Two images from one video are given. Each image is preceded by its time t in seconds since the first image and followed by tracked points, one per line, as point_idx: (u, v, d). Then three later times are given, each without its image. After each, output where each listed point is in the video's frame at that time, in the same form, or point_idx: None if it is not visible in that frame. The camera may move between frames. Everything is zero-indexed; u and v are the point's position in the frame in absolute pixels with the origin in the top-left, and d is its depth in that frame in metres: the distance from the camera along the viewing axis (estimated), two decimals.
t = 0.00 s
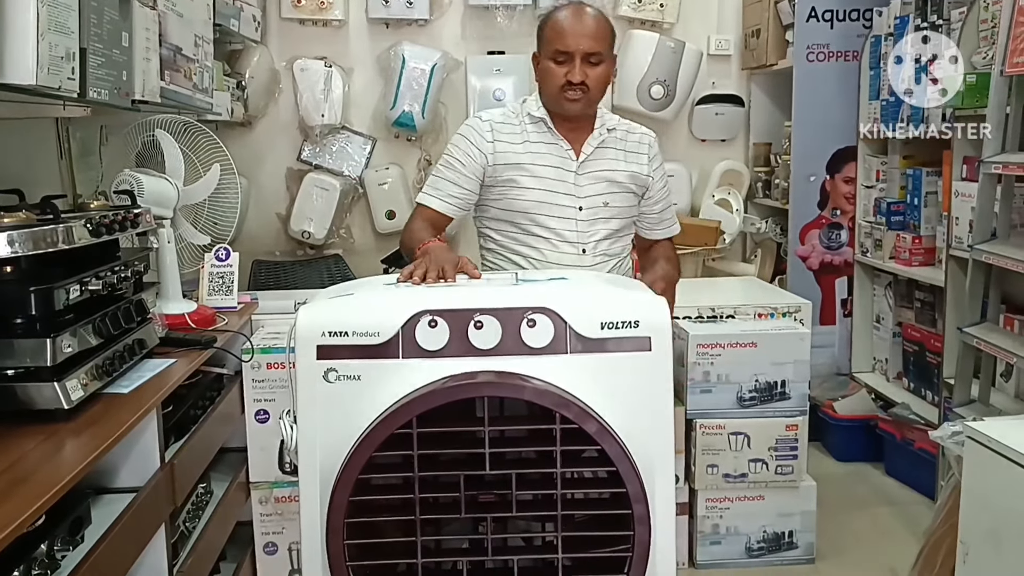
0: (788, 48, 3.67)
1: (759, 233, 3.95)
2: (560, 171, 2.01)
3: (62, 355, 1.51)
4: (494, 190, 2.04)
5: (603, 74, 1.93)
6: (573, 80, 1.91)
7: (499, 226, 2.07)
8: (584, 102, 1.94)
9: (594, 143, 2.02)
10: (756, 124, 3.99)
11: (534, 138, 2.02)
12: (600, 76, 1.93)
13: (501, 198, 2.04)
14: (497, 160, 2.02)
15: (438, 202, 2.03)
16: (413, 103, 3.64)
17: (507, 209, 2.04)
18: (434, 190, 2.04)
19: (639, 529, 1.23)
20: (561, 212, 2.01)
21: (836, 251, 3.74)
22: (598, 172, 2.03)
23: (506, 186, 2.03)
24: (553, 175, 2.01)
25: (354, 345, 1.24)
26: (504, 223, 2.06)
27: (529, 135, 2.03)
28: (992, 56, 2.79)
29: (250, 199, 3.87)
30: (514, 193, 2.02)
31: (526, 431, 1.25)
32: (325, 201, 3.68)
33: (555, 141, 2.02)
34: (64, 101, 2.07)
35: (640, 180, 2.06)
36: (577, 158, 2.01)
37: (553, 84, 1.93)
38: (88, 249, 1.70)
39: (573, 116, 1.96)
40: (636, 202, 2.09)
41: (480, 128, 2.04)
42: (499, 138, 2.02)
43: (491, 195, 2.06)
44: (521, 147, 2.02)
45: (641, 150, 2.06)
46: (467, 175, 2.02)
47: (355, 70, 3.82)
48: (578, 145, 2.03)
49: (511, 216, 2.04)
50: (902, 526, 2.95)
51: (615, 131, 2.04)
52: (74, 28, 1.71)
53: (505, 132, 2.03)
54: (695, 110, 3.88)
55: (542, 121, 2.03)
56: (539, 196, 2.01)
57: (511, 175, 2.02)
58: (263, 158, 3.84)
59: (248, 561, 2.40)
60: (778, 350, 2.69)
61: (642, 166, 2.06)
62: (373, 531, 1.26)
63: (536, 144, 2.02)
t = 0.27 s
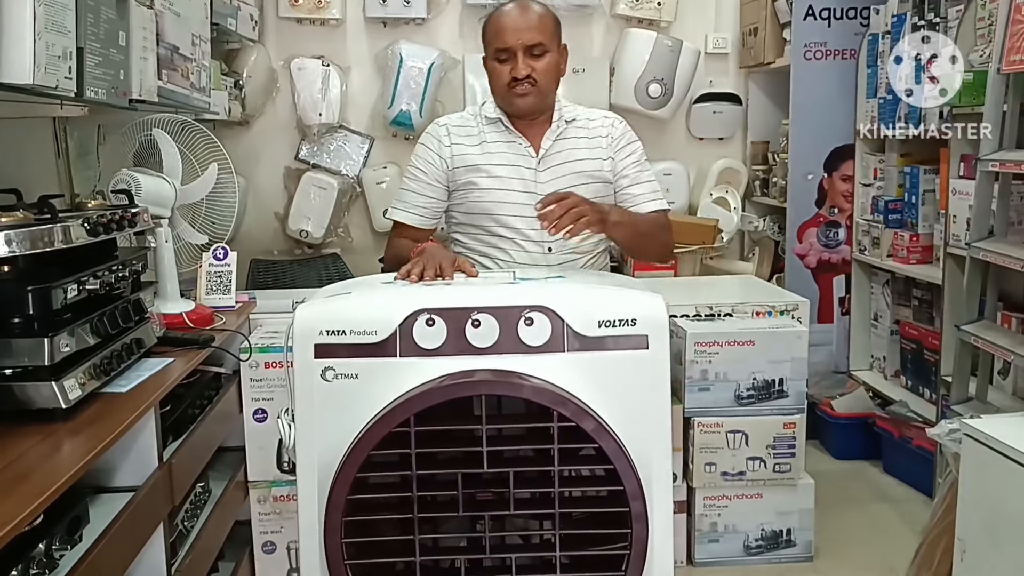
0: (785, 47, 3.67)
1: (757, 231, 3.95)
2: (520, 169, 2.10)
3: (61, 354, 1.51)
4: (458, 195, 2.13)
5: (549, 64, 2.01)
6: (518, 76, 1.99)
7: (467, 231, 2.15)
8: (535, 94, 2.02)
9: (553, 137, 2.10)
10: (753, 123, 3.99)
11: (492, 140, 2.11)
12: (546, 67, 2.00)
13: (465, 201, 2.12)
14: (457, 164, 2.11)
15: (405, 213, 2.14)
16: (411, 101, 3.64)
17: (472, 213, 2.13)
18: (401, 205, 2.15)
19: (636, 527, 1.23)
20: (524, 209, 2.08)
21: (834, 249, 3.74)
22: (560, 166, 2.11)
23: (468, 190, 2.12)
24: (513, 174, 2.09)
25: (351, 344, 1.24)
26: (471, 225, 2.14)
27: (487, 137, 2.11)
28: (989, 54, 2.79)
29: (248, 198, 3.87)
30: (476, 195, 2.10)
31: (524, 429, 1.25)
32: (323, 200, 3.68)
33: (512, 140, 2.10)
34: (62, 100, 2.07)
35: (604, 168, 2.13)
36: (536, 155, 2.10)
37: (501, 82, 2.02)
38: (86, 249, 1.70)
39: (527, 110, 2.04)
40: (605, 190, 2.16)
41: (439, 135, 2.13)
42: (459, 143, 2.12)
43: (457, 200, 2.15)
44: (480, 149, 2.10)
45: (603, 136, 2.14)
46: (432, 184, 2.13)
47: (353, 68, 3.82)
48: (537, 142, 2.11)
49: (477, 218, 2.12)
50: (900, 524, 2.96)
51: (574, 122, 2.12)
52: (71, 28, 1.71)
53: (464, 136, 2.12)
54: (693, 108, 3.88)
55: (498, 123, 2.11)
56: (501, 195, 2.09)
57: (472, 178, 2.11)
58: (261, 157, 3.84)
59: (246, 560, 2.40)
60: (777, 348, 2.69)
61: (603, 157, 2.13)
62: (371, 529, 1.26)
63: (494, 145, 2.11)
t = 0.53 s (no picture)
0: (782, 46, 3.68)
1: (754, 230, 3.96)
2: (484, 176, 2.15)
3: (59, 354, 1.51)
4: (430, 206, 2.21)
5: (495, 74, 2.04)
6: (465, 91, 2.05)
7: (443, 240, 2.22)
8: (486, 105, 2.06)
9: (515, 141, 2.14)
10: (751, 122, 4.00)
11: (457, 151, 2.17)
12: (493, 77, 2.04)
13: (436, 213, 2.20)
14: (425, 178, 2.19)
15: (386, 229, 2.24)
16: (409, 101, 3.64)
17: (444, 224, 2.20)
18: (385, 223, 2.25)
19: (635, 526, 1.23)
20: (488, 216, 2.14)
21: (832, 247, 3.75)
22: (523, 169, 2.13)
23: (437, 202, 2.19)
24: (476, 181, 2.15)
25: (349, 344, 1.24)
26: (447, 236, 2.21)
27: (449, 148, 2.18)
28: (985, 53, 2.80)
29: (246, 198, 3.87)
30: (444, 206, 2.17)
31: (522, 429, 1.25)
32: (321, 200, 3.68)
33: (474, 149, 2.16)
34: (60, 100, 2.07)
35: (570, 169, 2.12)
36: (499, 160, 2.14)
37: (453, 99, 2.08)
38: (83, 250, 1.70)
39: (482, 121, 2.09)
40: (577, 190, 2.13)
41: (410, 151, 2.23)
42: (425, 157, 2.20)
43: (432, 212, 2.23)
44: (445, 161, 2.17)
45: (570, 135, 2.14)
46: (406, 198, 2.22)
47: (351, 68, 3.82)
48: (502, 147, 2.16)
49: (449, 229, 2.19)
50: (898, 522, 2.96)
51: (538, 123, 2.14)
52: (69, 28, 1.72)
53: (430, 149, 2.20)
54: (691, 107, 3.89)
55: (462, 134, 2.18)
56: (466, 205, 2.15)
57: (440, 191, 2.18)
58: (259, 157, 3.84)
59: (245, 559, 2.40)
60: (775, 346, 2.69)
61: (569, 157, 2.13)
62: (369, 529, 1.26)
63: (459, 156, 2.17)
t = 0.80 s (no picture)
0: (780, 45, 3.68)
1: (752, 229, 3.97)
2: (469, 177, 2.13)
3: (58, 354, 1.51)
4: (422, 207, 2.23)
5: (474, 72, 2.00)
6: (443, 92, 2.01)
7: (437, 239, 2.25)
8: (467, 104, 2.03)
9: (499, 141, 2.10)
10: (749, 121, 4.00)
11: (444, 152, 2.16)
12: (472, 75, 2.00)
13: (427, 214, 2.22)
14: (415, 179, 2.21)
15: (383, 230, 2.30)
16: (407, 101, 3.65)
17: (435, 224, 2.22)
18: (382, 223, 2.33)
19: (634, 524, 1.24)
20: (473, 218, 2.13)
21: (830, 246, 3.75)
22: (507, 168, 2.09)
23: (427, 202, 2.21)
24: (462, 182, 2.14)
25: (347, 342, 1.24)
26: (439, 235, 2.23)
27: (437, 148, 2.17)
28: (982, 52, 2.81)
29: (245, 198, 3.87)
30: (433, 206, 2.19)
31: (521, 427, 1.25)
32: (320, 200, 3.68)
33: (460, 148, 2.14)
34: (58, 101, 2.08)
35: (557, 168, 2.07)
36: (483, 160, 2.11)
37: (434, 99, 2.05)
38: (83, 249, 1.70)
39: (465, 121, 2.06)
40: (565, 189, 2.08)
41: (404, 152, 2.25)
42: (416, 159, 2.21)
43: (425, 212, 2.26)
44: (434, 162, 2.18)
45: (557, 134, 2.07)
46: (401, 200, 2.26)
47: (349, 68, 3.82)
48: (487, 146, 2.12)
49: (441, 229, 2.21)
50: (896, 520, 2.97)
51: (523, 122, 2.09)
52: (67, 28, 1.72)
53: (420, 150, 2.20)
54: (688, 107, 3.89)
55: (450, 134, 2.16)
56: (452, 206, 2.15)
57: (429, 192, 2.19)
58: (258, 157, 3.85)
59: (244, 559, 2.40)
60: (773, 345, 2.69)
61: (554, 155, 2.07)
62: (370, 527, 1.26)
63: (447, 156, 2.16)
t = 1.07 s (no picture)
0: (777, 46, 3.69)
1: (750, 229, 3.98)
2: (475, 177, 2.13)
3: (56, 355, 1.51)
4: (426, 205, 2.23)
5: (497, 74, 1.97)
6: (464, 90, 1.97)
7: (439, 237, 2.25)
8: (484, 106, 2.00)
9: (508, 142, 2.10)
10: (746, 122, 4.01)
11: (452, 150, 2.15)
12: (494, 77, 1.97)
13: (431, 211, 2.22)
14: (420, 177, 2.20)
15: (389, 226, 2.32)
16: (404, 102, 3.65)
17: (438, 222, 2.22)
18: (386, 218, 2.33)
19: (630, 523, 1.24)
20: (478, 217, 2.14)
21: (827, 247, 3.76)
22: (515, 171, 2.10)
23: (432, 200, 2.21)
24: (468, 182, 2.14)
25: (345, 342, 1.25)
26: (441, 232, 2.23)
27: (444, 147, 2.16)
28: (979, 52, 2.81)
29: (243, 199, 3.87)
30: (437, 205, 2.19)
31: (517, 427, 1.26)
32: (317, 201, 3.69)
33: (468, 149, 2.13)
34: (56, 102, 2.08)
35: (564, 173, 2.08)
36: (491, 161, 2.11)
37: (451, 96, 2.01)
38: (81, 250, 1.71)
39: (480, 121, 2.02)
40: (570, 195, 2.10)
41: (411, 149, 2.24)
42: (422, 156, 2.20)
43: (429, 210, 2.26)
44: (440, 160, 2.17)
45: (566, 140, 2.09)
46: (406, 196, 2.27)
47: (346, 69, 3.83)
48: (496, 147, 2.12)
49: (443, 227, 2.21)
50: (893, 520, 2.97)
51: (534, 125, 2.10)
52: (65, 29, 1.72)
53: (426, 148, 2.20)
54: (686, 107, 3.90)
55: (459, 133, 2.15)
56: (457, 205, 2.15)
57: (434, 190, 2.19)
58: (255, 158, 3.85)
59: (242, 560, 2.41)
60: (770, 345, 2.70)
61: (562, 160, 2.09)
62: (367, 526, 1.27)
63: (454, 155, 2.15)
